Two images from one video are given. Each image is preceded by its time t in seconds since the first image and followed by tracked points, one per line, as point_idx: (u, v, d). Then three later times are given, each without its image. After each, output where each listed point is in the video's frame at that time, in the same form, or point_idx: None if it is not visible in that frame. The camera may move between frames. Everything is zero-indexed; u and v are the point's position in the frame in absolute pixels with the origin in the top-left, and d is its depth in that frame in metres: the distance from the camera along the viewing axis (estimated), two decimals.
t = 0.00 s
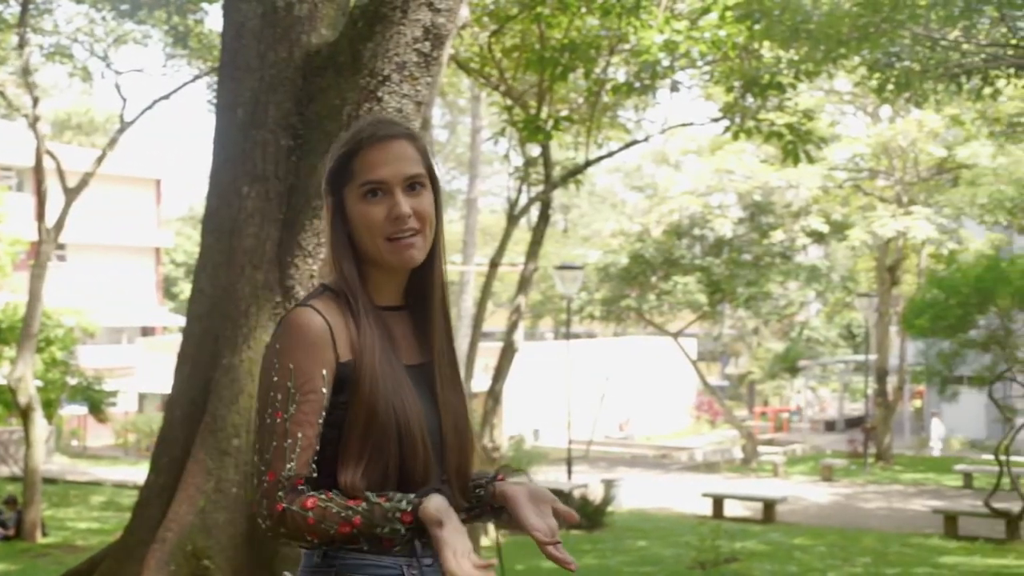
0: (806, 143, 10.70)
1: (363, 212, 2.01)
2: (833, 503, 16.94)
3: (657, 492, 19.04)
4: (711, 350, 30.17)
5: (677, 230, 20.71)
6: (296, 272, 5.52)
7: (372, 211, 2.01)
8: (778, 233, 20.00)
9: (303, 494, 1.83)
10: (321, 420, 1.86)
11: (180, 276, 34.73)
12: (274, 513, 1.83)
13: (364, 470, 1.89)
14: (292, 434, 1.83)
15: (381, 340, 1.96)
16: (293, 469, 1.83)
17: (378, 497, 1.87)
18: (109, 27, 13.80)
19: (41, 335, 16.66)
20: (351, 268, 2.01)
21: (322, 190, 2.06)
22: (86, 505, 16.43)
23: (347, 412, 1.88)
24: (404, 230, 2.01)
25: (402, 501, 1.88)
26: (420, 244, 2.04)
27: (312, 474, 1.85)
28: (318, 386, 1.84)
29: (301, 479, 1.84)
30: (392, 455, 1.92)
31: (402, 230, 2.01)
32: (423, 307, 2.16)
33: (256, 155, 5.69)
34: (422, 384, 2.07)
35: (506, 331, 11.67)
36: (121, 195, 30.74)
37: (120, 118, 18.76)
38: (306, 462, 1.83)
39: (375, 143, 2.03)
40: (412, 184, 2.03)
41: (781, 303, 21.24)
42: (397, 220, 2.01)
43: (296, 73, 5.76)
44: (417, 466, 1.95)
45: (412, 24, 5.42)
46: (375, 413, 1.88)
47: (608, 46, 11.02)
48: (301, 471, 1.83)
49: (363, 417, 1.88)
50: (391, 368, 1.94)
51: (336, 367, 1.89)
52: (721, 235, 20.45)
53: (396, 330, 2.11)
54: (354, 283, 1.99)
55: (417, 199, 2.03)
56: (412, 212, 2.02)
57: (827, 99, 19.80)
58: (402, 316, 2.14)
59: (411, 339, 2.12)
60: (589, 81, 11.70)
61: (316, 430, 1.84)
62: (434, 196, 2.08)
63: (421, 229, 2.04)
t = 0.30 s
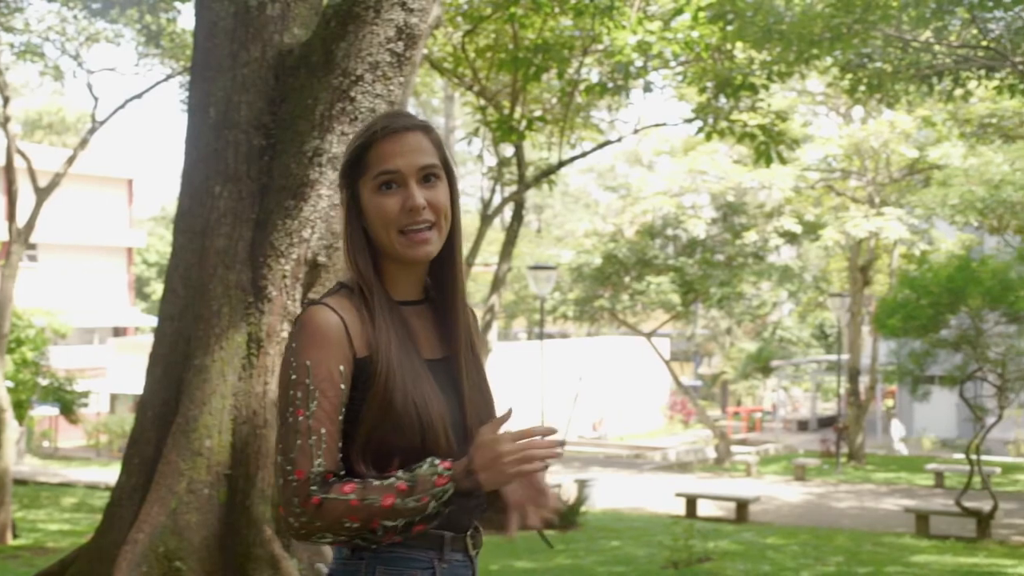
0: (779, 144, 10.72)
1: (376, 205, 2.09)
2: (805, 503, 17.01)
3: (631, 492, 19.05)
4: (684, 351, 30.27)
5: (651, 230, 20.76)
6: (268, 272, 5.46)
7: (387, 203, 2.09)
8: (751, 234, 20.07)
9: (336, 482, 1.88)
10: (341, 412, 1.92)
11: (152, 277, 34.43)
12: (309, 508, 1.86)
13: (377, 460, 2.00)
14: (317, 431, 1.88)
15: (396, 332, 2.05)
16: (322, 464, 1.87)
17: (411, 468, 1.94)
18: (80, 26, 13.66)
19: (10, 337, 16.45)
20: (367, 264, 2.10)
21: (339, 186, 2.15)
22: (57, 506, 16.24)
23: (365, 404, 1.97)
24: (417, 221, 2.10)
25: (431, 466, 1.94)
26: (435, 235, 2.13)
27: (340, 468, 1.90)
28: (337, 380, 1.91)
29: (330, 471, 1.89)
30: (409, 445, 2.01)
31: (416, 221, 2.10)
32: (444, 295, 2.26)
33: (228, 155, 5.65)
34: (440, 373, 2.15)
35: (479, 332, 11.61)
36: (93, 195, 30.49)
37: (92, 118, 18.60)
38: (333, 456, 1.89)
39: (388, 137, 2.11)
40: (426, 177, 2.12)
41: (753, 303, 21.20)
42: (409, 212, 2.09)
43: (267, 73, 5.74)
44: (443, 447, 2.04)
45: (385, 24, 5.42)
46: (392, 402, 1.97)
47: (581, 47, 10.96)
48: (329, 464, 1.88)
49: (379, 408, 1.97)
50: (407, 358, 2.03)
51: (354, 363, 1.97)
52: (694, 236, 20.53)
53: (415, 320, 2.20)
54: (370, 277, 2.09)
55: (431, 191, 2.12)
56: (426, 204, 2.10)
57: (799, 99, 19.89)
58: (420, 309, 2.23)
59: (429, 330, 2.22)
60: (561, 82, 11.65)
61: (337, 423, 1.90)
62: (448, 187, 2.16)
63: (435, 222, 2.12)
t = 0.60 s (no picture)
0: (745, 144, 10.73)
1: (379, 195, 2.00)
2: (770, 502, 17.08)
3: (598, 491, 19.05)
4: (650, 351, 30.34)
5: (617, 231, 20.83)
6: (234, 272, 5.39)
7: (388, 194, 2.00)
8: (717, 234, 20.13)
9: (334, 479, 1.81)
10: (338, 411, 1.84)
11: (117, 276, 34.11)
12: (306, 504, 1.79)
13: (370, 459, 1.90)
14: (314, 428, 1.81)
15: (394, 329, 1.95)
16: (319, 460, 1.80)
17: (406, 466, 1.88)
18: (45, 25, 13.52)
19: None
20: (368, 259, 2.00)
21: (344, 180, 2.06)
22: (19, 508, 16.02)
23: (361, 403, 1.88)
24: (419, 215, 1.99)
25: (426, 462, 1.88)
26: (440, 227, 2.03)
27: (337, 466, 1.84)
28: (335, 380, 1.83)
29: (327, 469, 1.82)
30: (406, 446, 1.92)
31: (419, 214, 1.99)
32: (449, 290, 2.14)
33: (192, 156, 5.57)
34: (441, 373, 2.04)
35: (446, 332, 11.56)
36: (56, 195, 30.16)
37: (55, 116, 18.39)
38: (330, 454, 1.82)
39: (394, 128, 2.02)
40: (429, 169, 2.02)
41: (719, 303, 21.49)
42: (411, 203, 1.99)
43: (233, 73, 5.65)
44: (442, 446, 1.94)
45: (352, 23, 5.34)
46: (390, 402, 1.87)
47: (548, 48, 10.89)
48: (326, 462, 1.82)
49: (374, 407, 1.87)
50: (407, 355, 1.93)
51: (351, 362, 1.88)
52: (660, 236, 20.59)
53: (417, 319, 2.09)
54: (371, 271, 2.00)
55: (433, 183, 2.02)
56: (427, 195, 2.00)
57: (765, 100, 19.98)
58: (423, 309, 2.12)
59: (430, 327, 2.11)
60: (528, 82, 11.57)
61: (334, 422, 1.83)
62: (451, 180, 2.07)
63: (438, 216, 2.02)
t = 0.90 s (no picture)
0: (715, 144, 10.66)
1: (366, 187, 2.30)
2: (739, 501, 17.14)
3: (568, 492, 19.05)
4: (620, 351, 30.41)
5: (587, 231, 20.78)
6: (202, 273, 5.32)
7: (373, 188, 2.30)
8: (687, 235, 20.21)
9: (260, 483, 2.09)
10: (278, 411, 2.14)
11: (85, 277, 33.72)
12: (234, 503, 2.09)
13: (308, 457, 2.17)
14: (248, 428, 2.12)
15: (347, 324, 2.22)
16: (249, 462, 2.10)
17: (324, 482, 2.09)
18: (12, 23, 13.37)
19: None
20: (340, 256, 2.31)
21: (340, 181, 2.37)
22: None
23: (299, 395, 2.15)
24: (395, 214, 2.29)
25: (340, 483, 2.09)
26: (418, 229, 2.33)
27: (270, 469, 2.13)
28: (272, 381, 2.15)
29: (260, 470, 2.11)
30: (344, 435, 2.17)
31: (397, 212, 2.29)
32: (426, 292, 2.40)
33: (161, 155, 5.48)
34: (404, 365, 2.29)
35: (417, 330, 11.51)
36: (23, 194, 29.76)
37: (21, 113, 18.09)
38: (263, 455, 2.12)
39: (391, 131, 2.31)
40: (419, 173, 2.32)
41: (689, 303, 21.54)
42: (391, 201, 2.29)
43: (202, 72, 5.56)
44: (368, 446, 2.18)
45: (322, 23, 5.22)
46: (332, 385, 2.15)
47: (519, 48, 10.71)
48: (258, 464, 2.11)
49: (311, 392, 2.14)
50: (355, 351, 2.19)
51: (292, 364, 2.19)
52: (630, 237, 20.63)
53: (387, 315, 2.36)
54: (340, 265, 2.31)
55: (418, 187, 2.32)
56: (406, 196, 2.30)
57: (734, 101, 20.05)
58: (399, 307, 2.39)
59: (402, 324, 2.36)
60: (498, 82, 11.38)
61: (271, 421, 2.14)
62: (439, 188, 2.36)
63: (414, 217, 2.31)
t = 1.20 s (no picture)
0: (687, 145, 10.60)
1: (351, 193, 2.23)
2: (712, 501, 17.16)
3: (541, 492, 19.01)
4: (594, 351, 30.43)
5: (560, 231, 20.73)
6: (173, 273, 5.25)
7: (359, 193, 2.22)
8: (660, 235, 20.23)
9: (250, 483, 2.06)
10: (264, 413, 2.11)
11: (56, 278, 33.42)
12: (223, 502, 2.07)
13: (291, 460, 2.12)
14: (236, 428, 2.09)
15: (335, 329, 2.16)
16: (238, 462, 2.08)
17: (313, 483, 2.06)
18: None
19: None
20: (327, 258, 2.24)
21: (324, 186, 2.30)
22: None
23: (284, 396, 2.11)
24: (384, 219, 2.22)
25: (329, 484, 2.06)
26: (407, 234, 2.25)
27: (259, 468, 2.11)
28: (258, 382, 2.11)
29: (249, 470, 2.09)
30: (330, 437, 2.11)
31: (385, 217, 2.22)
32: (420, 294, 2.30)
33: (131, 155, 5.37)
34: (392, 371, 2.21)
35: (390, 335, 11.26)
36: None
37: None
38: (252, 455, 2.09)
39: (378, 132, 2.24)
40: (405, 177, 2.24)
41: (662, 303, 21.60)
42: (379, 207, 2.21)
43: (173, 70, 5.46)
44: (353, 449, 2.11)
45: (293, 23, 5.09)
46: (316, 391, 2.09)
47: (491, 47, 10.60)
48: (248, 464, 2.09)
49: (296, 396, 2.09)
50: (339, 356, 2.12)
51: (278, 364, 2.15)
52: (603, 237, 20.62)
53: (378, 318, 2.27)
54: (326, 268, 2.23)
55: (405, 191, 2.24)
56: (395, 201, 2.22)
57: (706, 102, 20.10)
58: (391, 310, 2.30)
59: (392, 329, 2.27)
60: (471, 83, 11.29)
61: (258, 421, 2.11)
62: (427, 191, 2.28)
63: (402, 222, 2.24)
